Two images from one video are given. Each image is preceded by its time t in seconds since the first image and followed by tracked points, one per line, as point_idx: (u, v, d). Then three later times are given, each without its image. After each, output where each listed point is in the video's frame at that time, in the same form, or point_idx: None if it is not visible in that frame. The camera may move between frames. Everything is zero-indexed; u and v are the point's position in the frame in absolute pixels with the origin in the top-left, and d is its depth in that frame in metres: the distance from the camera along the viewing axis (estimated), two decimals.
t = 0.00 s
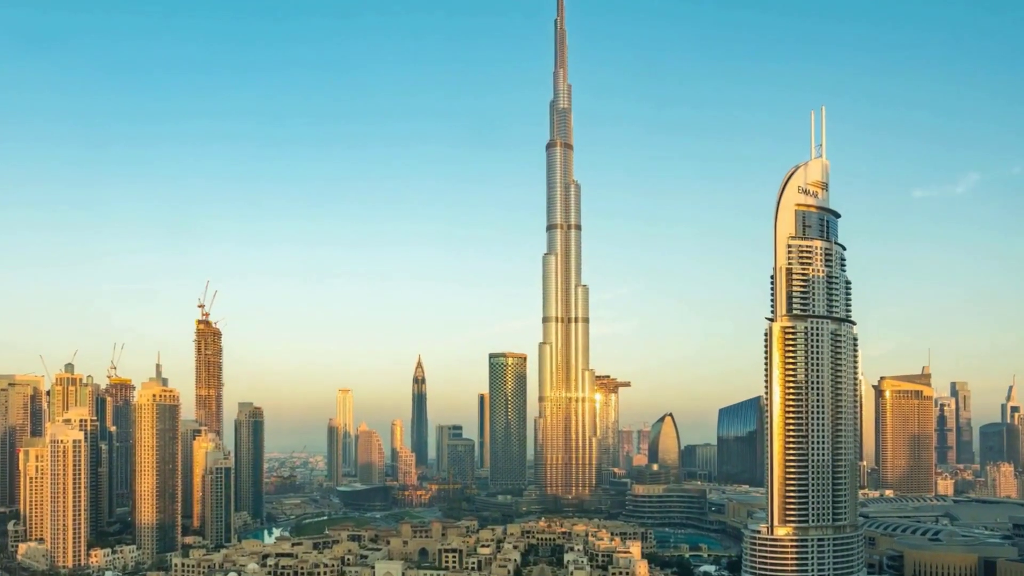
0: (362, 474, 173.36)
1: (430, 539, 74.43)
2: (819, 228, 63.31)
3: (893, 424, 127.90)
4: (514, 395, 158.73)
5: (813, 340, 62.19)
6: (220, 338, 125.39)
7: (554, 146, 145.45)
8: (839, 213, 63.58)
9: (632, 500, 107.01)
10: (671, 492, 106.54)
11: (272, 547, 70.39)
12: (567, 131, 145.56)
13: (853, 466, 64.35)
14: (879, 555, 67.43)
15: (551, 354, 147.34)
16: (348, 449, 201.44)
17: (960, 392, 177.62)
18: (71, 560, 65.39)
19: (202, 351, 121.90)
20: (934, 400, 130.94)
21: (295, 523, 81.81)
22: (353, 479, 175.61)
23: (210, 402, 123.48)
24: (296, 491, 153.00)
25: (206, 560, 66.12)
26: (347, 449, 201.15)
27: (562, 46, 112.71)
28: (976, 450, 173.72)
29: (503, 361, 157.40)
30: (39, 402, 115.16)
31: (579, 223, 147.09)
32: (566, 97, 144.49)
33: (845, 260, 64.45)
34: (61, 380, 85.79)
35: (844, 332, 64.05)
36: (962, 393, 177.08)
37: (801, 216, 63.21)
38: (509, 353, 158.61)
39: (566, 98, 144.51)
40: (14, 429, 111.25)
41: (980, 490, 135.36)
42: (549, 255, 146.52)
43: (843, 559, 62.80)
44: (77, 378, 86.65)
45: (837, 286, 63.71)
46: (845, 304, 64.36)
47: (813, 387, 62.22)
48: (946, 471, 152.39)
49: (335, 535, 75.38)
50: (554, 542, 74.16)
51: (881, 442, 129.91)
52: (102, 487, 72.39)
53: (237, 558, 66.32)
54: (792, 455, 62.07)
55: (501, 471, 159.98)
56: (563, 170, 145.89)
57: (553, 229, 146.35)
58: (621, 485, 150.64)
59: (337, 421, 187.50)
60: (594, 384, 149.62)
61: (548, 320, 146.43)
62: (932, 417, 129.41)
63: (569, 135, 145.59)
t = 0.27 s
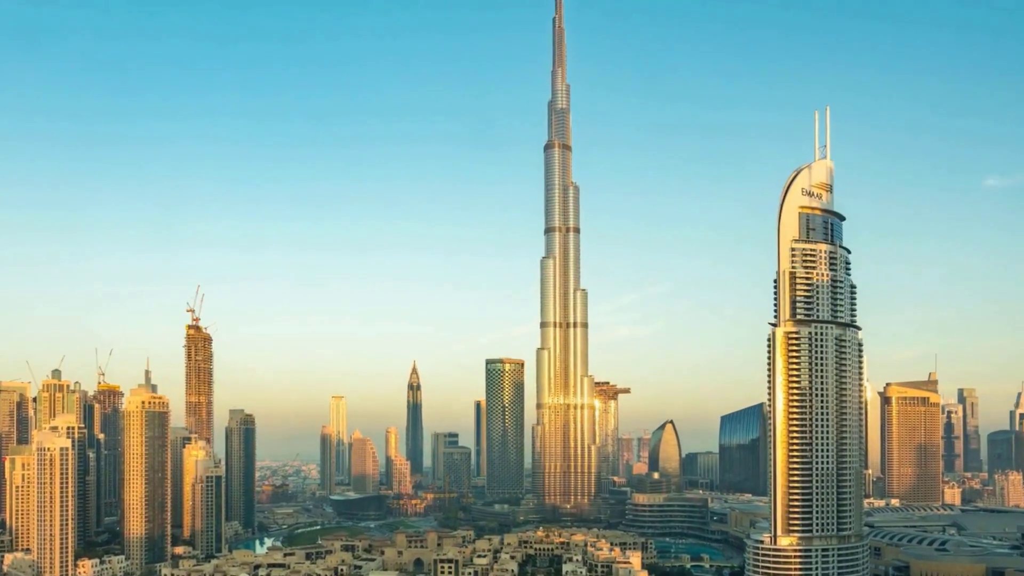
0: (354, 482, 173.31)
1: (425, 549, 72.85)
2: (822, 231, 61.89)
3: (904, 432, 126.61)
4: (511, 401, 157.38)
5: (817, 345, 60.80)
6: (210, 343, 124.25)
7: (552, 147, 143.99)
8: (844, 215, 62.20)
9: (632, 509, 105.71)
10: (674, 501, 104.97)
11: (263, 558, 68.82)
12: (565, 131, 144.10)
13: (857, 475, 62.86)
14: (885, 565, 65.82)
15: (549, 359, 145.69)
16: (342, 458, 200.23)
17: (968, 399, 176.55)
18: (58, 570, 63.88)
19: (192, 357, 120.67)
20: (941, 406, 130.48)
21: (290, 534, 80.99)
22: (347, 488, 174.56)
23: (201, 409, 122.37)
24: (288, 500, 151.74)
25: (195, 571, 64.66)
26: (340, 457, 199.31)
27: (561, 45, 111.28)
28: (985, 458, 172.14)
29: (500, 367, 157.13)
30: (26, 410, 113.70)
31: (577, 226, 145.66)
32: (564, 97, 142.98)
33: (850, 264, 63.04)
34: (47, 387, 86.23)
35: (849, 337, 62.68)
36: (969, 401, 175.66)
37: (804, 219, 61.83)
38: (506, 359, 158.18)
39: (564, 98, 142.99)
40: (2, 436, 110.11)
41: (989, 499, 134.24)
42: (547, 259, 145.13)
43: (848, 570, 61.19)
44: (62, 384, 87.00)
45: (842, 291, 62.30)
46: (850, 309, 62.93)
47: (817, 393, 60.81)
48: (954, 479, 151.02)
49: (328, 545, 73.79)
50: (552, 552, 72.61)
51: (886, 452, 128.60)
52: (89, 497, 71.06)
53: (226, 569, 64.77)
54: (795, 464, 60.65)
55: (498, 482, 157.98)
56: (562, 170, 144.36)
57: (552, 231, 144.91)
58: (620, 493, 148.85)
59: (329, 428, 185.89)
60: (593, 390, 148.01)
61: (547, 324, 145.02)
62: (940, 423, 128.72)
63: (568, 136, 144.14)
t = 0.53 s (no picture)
0: (347, 489, 173.92)
1: (420, 559, 71.35)
2: (827, 234, 60.65)
3: (910, 446, 125.62)
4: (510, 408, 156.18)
5: (822, 351, 59.50)
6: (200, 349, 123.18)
7: (550, 148, 142.68)
8: (849, 218, 60.97)
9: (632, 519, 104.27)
10: (675, 510, 103.63)
11: (255, 569, 67.25)
12: (564, 131, 142.80)
13: (863, 484, 61.48)
14: None
15: (547, 365, 144.15)
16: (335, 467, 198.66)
17: (975, 406, 175.06)
18: None
19: (182, 363, 119.47)
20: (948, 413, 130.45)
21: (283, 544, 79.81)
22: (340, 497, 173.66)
23: (191, 416, 121.16)
24: (280, 509, 150.40)
25: None
26: (333, 466, 197.63)
27: (559, 45, 110.01)
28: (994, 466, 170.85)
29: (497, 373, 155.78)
30: (15, 416, 112.13)
31: (576, 228, 144.30)
32: (563, 97, 141.74)
33: (855, 268, 61.78)
34: (33, 394, 86.25)
35: (854, 342, 61.41)
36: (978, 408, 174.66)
37: (808, 222, 60.52)
38: (503, 365, 156.88)
39: (563, 98, 141.75)
40: None
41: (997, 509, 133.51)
42: (545, 262, 143.82)
43: None
44: (48, 391, 87.35)
45: (847, 295, 61.04)
46: (855, 314, 61.66)
47: (821, 400, 59.50)
48: (962, 489, 149.95)
49: (321, 556, 72.29)
50: (551, 563, 71.08)
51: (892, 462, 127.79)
52: (76, 505, 70.20)
53: None
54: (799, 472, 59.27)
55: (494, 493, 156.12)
56: (560, 171, 143.04)
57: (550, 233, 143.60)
58: (620, 502, 147.11)
59: (321, 435, 184.53)
60: (592, 396, 146.63)
61: (546, 328, 143.62)
62: (947, 431, 128.64)
63: (566, 137, 142.85)
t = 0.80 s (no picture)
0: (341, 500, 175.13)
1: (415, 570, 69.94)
2: (831, 237, 59.38)
3: (917, 454, 125.05)
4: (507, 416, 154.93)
5: (826, 357, 58.17)
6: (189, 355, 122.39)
7: (548, 149, 141.43)
8: (854, 222, 59.74)
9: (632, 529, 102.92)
10: (675, 519, 102.42)
11: None
12: (562, 132, 141.54)
13: (868, 493, 60.07)
14: None
15: (545, 372, 142.67)
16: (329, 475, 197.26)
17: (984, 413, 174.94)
18: None
19: (172, 369, 118.73)
20: (955, 420, 129.94)
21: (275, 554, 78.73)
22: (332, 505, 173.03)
23: (180, 424, 119.96)
24: (271, 520, 149.27)
25: None
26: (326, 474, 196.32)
27: (557, 44, 108.78)
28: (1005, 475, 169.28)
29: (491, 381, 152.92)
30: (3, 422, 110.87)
31: (575, 231, 142.98)
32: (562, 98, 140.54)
33: (860, 272, 60.52)
34: (19, 402, 86.55)
35: (859, 348, 60.14)
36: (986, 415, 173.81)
37: (812, 225, 59.23)
38: (500, 372, 154.42)
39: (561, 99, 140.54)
40: None
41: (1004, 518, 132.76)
42: (543, 266, 142.46)
43: None
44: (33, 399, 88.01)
45: (852, 300, 59.76)
46: (860, 319, 60.39)
47: (825, 407, 58.12)
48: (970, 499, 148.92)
49: (313, 566, 70.93)
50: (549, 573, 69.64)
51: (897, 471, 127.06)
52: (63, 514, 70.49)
53: None
54: (803, 482, 57.83)
55: (491, 503, 155.60)
56: (559, 173, 141.75)
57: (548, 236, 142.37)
58: (620, 511, 145.49)
59: (314, 443, 183.98)
60: (591, 403, 145.12)
61: (544, 334, 142.32)
62: (955, 438, 128.19)
63: (565, 138, 141.60)
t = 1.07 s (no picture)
0: (333, 509, 174.25)
1: None
2: (836, 240, 58.22)
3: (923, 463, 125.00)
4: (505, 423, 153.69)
5: (831, 363, 56.90)
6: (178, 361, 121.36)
7: (547, 150, 140.16)
8: (859, 225, 58.59)
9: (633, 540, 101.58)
10: (676, 528, 101.18)
11: None
12: (560, 133, 140.28)
13: (874, 502, 58.72)
14: None
15: (543, 378, 141.07)
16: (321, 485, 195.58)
17: (992, 420, 173.81)
18: None
19: (161, 376, 117.68)
20: (962, 428, 129.94)
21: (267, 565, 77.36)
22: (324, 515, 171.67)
23: (168, 431, 118.58)
24: (263, 530, 147.75)
25: None
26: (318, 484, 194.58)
27: (555, 43, 107.53)
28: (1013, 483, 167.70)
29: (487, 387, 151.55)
30: None
31: (574, 234, 141.64)
32: (560, 97, 139.28)
33: (865, 276, 59.36)
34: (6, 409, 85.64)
35: (864, 354, 58.92)
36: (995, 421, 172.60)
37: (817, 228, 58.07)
38: (497, 378, 152.99)
39: (560, 99, 139.27)
40: None
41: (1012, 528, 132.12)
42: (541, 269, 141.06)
43: None
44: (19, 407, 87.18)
45: (856, 305, 58.57)
46: (865, 325, 59.18)
47: (830, 414, 56.78)
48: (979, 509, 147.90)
49: None
50: None
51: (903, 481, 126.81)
52: (51, 522, 69.82)
53: None
54: (807, 490, 56.43)
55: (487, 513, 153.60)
56: (557, 173, 140.39)
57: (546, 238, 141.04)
58: (620, 522, 143.26)
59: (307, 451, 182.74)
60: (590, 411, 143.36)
61: (542, 338, 140.92)
62: (962, 447, 128.28)
63: (563, 138, 140.32)
